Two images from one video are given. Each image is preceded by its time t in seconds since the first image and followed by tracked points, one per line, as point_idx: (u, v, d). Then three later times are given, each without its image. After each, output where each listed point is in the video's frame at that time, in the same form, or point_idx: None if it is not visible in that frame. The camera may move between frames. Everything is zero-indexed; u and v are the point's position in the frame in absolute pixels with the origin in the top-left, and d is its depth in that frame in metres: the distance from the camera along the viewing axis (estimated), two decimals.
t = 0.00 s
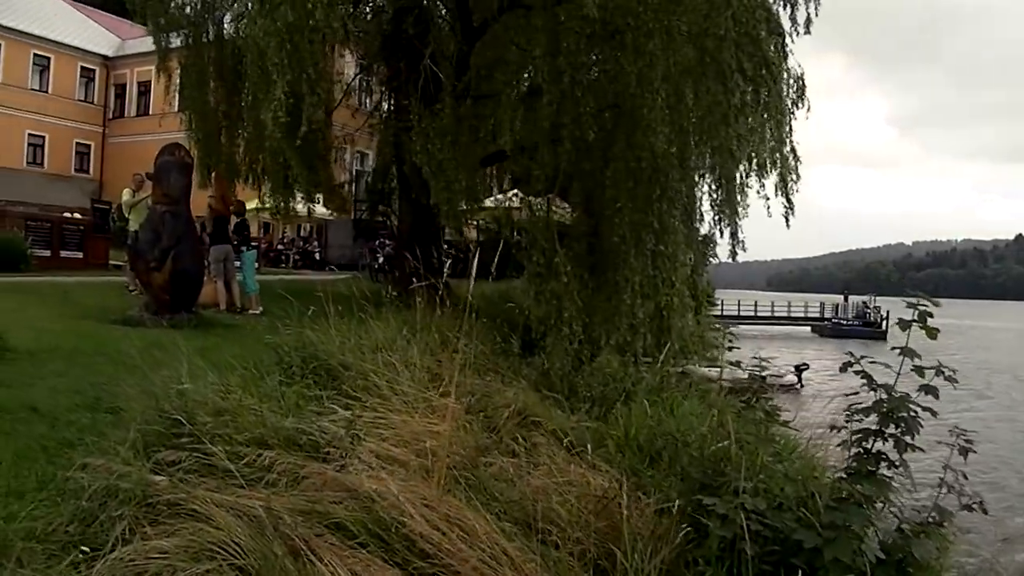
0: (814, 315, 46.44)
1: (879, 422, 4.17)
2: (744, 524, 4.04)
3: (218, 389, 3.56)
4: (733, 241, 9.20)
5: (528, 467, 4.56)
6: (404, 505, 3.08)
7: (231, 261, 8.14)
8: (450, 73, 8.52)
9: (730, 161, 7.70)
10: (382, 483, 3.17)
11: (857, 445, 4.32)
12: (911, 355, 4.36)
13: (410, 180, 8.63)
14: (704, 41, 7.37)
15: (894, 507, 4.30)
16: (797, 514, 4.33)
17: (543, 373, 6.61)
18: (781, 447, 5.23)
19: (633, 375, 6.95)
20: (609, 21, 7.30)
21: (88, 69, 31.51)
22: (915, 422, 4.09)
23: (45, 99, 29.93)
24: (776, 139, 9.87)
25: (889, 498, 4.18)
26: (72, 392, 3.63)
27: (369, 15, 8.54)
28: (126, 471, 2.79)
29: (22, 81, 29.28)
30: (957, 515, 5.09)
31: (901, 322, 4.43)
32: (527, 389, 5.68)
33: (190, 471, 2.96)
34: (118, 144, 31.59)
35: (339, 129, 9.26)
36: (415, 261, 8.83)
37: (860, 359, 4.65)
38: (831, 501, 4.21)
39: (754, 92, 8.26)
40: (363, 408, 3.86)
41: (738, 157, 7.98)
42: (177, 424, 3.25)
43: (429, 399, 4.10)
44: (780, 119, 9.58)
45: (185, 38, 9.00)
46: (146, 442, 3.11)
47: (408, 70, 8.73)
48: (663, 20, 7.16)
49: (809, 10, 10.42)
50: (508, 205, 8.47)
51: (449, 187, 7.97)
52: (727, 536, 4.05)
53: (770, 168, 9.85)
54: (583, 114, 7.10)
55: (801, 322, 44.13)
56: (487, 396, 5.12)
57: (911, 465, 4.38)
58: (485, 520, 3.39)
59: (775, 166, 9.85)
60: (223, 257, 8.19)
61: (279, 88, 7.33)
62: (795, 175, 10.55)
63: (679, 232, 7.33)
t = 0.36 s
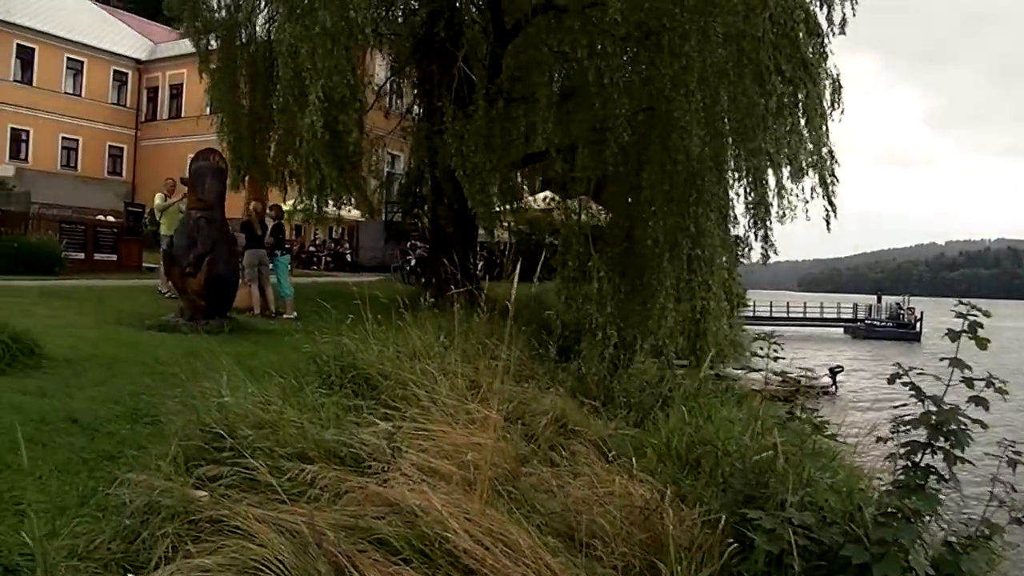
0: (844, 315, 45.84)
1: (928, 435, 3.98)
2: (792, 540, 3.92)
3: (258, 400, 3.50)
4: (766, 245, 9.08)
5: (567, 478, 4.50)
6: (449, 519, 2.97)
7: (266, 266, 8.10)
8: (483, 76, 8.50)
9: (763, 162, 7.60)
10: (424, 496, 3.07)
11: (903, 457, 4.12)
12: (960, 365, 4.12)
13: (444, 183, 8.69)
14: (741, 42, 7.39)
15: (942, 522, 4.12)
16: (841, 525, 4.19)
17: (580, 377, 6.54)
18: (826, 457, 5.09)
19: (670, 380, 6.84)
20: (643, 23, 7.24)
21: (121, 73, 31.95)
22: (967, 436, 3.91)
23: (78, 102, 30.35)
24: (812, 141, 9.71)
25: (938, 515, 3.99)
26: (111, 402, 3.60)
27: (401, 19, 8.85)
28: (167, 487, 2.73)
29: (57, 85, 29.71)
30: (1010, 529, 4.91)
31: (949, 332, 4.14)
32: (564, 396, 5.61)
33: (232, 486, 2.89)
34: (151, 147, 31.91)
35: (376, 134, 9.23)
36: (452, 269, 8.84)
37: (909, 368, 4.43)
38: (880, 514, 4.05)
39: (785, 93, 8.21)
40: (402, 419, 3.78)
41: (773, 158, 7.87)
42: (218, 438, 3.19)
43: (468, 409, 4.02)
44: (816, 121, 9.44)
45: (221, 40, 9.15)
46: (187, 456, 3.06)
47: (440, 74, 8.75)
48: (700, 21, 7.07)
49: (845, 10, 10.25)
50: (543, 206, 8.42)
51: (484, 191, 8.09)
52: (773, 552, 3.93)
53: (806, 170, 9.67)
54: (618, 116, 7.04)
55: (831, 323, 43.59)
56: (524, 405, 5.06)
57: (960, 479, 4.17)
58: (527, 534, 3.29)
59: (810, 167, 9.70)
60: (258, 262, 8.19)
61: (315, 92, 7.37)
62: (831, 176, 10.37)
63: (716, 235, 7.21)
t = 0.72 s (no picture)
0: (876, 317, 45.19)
1: (978, 448, 3.83)
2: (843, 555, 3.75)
3: (298, 412, 3.45)
4: (799, 247, 8.97)
5: (608, 488, 4.40)
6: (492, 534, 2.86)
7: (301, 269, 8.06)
8: (515, 78, 8.44)
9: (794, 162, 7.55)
10: (466, 509, 2.97)
11: (952, 471, 3.98)
12: (1011, 376, 3.91)
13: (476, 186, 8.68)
14: (777, 43, 7.26)
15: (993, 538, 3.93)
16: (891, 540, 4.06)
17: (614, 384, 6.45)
18: (872, 468, 4.95)
19: (706, 386, 6.73)
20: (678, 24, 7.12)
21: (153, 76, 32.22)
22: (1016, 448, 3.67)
23: (110, 105, 30.66)
24: (848, 144, 9.54)
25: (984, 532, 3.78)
26: (149, 412, 3.57)
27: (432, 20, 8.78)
28: (210, 504, 2.67)
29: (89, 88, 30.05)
30: None
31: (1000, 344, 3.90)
32: (600, 403, 5.52)
33: (275, 502, 2.82)
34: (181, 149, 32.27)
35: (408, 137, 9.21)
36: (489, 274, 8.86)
37: (960, 382, 4.23)
38: (930, 529, 3.90)
39: (822, 94, 8.08)
40: (442, 431, 3.70)
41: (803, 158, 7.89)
42: (259, 452, 3.13)
43: (507, 420, 3.93)
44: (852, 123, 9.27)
45: (257, 42, 9.19)
46: (228, 470, 3.00)
47: (472, 77, 8.68)
48: (736, 23, 6.95)
49: (884, 9, 10.04)
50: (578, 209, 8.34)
51: (510, 193, 8.06)
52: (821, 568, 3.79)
53: (844, 172, 9.48)
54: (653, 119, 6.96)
55: (862, 324, 43.02)
56: (560, 414, 4.98)
57: (1010, 492, 4.07)
58: (572, 549, 3.18)
59: (847, 170, 9.54)
60: (292, 267, 8.14)
61: (345, 95, 7.34)
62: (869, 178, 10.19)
63: (753, 238, 7.08)
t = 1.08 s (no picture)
0: (907, 318, 44.56)
1: None
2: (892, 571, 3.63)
3: (337, 424, 3.40)
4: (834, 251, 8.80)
5: (647, 497, 4.30)
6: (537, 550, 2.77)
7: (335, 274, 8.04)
8: (546, 81, 8.38)
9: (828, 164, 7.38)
10: (509, 522, 2.88)
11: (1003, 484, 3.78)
12: None
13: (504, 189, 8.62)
14: (813, 44, 7.13)
15: None
16: (941, 555, 3.92)
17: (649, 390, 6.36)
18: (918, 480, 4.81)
19: (742, 392, 6.61)
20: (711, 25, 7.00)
21: (184, 79, 32.49)
22: None
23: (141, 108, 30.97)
24: (885, 146, 9.37)
25: None
26: (187, 423, 3.55)
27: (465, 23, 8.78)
28: (253, 519, 2.62)
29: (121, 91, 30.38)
30: None
31: None
32: (637, 411, 5.43)
33: (318, 517, 2.77)
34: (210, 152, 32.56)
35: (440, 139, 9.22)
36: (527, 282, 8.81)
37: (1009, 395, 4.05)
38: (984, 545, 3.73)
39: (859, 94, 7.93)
40: (482, 443, 3.62)
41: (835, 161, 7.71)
42: (300, 466, 3.07)
43: (547, 430, 3.85)
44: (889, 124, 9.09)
45: (288, 44, 9.42)
46: (269, 485, 2.95)
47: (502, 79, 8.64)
48: (770, 24, 6.80)
49: (922, 9, 9.84)
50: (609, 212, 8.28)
51: (533, 198, 8.03)
52: None
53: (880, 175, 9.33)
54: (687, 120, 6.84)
55: (892, 325, 42.45)
56: (597, 422, 4.90)
57: None
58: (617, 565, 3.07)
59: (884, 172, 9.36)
60: (326, 271, 8.10)
61: (372, 98, 7.33)
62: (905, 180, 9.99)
63: (789, 241, 6.93)
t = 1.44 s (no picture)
0: (939, 319, 43.87)
1: None
2: None
3: (377, 434, 3.36)
4: (870, 253, 8.63)
5: (687, 507, 4.21)
6: (581, 565, 2.67)
7: (367, 277, 8.00)
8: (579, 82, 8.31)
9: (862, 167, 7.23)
10: (551, 535, 2.79)
11: None
12: None
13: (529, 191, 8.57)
14: (848, 44, 6.99)
15: None
16: (992, 569, 3.78)
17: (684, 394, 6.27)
18: (964, 491, 4.66)
19: (779, 397, 6.49)
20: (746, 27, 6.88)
21: (214, 82, 32.75)
22: None
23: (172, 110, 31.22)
24: (922, 147, 9.19)
25: None
26: (225, 431, 3.54)
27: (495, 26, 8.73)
28: (296, 534, 2.58)
29: (151, 94, 30.69)
30: None
31: None
32: (674, 416, 5.34)
33: (360, 531, 2.73)
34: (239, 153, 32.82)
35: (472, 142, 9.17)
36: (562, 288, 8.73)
37: None
38: None
39: (894, 95, 7.78)
40: (524, 453, 3.55)
41: (869, 162, 7.54)
42: (341, 478, 3.02)
43: (587, 440, 3.77)
44: (925, 126, 8.92)
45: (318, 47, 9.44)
46: (312, 497, 2.91)
47: (534, 81, 8.60)
48: (806, 25, 6.66)
49: (960, 7, 9.64)
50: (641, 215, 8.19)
51: (561, 200, 7.96)
52: None
53: (916, 176, 9.15)
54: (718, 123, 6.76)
55: (924, 326, 41.83)
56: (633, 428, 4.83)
57: None
58: None
59: (920, 175, 9.18)
60: (359, 274, 8.06)
61: (407, 102, 7.34)
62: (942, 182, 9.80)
63: (826, 244, 6.79)
